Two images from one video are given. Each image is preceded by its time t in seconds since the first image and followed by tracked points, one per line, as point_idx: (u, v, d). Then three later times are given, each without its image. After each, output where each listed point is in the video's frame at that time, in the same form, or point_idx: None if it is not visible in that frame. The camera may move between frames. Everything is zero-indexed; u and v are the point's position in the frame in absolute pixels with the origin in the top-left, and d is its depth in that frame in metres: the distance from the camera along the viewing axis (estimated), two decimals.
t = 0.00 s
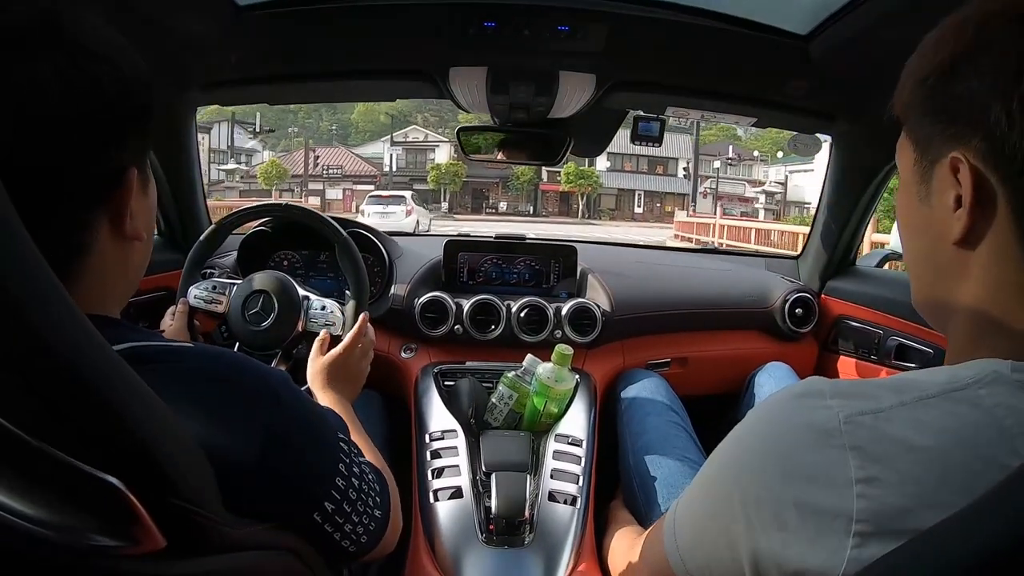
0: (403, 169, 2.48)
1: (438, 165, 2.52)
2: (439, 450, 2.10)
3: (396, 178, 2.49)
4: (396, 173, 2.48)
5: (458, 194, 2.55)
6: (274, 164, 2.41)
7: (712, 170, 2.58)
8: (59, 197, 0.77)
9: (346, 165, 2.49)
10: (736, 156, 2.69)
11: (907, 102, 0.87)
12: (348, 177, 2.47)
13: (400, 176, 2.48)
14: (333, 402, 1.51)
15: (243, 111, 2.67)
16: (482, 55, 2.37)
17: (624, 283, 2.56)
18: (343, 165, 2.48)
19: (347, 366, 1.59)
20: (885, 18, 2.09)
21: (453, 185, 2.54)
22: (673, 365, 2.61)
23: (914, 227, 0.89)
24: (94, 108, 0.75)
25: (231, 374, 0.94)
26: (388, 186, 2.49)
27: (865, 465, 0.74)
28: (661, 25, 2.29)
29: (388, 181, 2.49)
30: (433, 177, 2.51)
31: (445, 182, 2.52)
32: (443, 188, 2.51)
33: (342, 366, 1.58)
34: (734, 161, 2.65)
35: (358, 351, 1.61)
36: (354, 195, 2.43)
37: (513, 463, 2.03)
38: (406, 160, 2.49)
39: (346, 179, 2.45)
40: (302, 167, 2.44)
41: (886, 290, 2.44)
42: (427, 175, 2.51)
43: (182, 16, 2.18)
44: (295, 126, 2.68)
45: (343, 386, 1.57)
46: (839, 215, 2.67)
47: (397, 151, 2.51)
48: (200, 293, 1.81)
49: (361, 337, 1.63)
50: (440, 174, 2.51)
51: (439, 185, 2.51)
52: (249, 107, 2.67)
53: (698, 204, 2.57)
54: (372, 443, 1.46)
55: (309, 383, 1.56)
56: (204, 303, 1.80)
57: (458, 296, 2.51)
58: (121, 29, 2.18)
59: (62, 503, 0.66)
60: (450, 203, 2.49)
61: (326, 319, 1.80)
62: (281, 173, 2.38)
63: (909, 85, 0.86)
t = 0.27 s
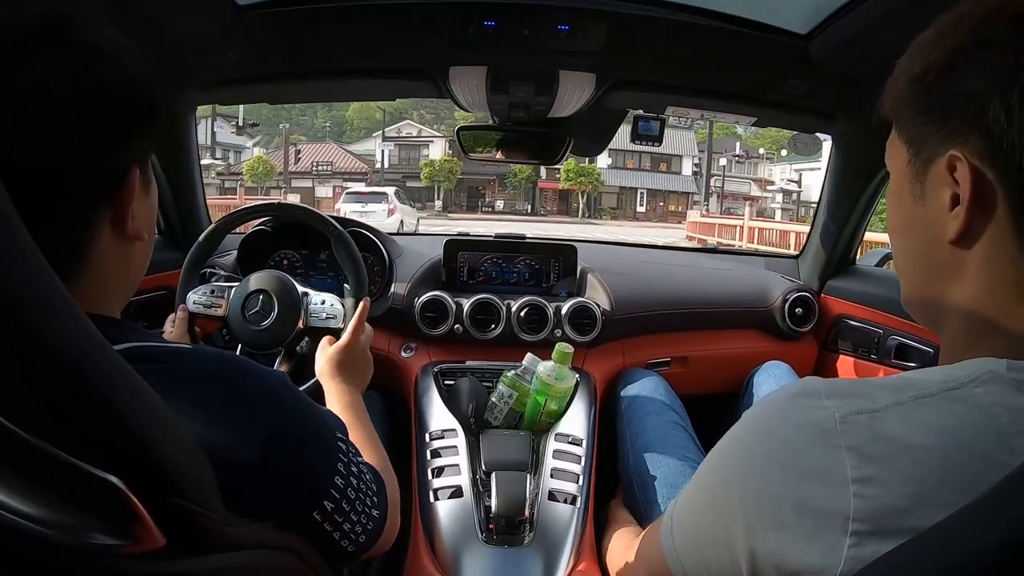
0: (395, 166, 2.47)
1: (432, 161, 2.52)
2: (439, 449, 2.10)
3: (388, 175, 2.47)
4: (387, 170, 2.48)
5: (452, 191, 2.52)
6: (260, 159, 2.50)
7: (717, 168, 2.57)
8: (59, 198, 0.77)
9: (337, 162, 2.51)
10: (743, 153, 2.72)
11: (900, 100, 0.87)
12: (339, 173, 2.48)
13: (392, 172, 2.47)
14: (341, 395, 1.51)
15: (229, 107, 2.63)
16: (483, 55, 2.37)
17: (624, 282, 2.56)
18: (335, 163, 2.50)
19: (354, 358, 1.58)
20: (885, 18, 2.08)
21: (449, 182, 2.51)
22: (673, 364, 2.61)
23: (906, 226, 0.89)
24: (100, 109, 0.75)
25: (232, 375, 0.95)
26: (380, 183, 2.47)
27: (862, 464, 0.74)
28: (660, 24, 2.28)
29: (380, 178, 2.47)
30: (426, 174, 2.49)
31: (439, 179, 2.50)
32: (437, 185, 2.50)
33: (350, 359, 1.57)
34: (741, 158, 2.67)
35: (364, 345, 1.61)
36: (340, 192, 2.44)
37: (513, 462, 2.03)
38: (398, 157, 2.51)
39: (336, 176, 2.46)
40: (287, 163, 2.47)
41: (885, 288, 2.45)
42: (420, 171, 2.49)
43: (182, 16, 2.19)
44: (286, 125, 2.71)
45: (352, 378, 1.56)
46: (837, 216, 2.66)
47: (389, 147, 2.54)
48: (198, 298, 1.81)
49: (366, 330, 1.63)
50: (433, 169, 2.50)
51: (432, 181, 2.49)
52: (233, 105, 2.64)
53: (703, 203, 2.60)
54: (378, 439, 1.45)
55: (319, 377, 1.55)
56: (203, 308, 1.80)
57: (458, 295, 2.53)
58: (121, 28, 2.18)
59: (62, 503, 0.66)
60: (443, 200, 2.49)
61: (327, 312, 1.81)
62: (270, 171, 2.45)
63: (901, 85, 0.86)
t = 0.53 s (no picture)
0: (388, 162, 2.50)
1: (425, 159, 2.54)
2: (437, 447, 2.09)
3: (381, 172, 2.49)
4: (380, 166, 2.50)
5: (448, 190, 2.54)
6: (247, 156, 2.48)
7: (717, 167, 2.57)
8: (57, 196, 0.77)
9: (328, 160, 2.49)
10: (751, 151, 2.72)
11: (905, 95, 0.87)
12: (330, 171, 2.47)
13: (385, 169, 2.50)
14: (343, 385, 1.51)
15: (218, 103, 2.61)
16: (481, 53, 2.37)
17: (622, 279, 2.56)
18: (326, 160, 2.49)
19: (355, 349, 1.58)
20: (883, 17, 2.09)
21: (443, 180, 2.53)
22: (670, 361, 2.61)
23: (908, 223, 0.89)
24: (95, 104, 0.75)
25: (228, 372, 0.94)
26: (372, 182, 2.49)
27: (868, 457, 0.74)
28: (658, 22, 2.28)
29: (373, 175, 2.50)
30: (420, 171, 2.52)
31: (433, 177, 2.53)
32: (432, 183, 2.53)
33: (351, 349, 1.57)
34: (749, 156, 2.68)
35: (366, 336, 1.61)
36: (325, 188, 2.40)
37: (511, 460, 2.04)
38: (392, 155, 2.53)
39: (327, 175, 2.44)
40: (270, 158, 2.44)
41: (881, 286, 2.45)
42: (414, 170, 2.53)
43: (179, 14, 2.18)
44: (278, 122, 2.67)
45: (353, 369, 1.56)
46: (836, 213, 2.66)
47: (381, 144, 2.55)
48: (194, 302, 1.80)
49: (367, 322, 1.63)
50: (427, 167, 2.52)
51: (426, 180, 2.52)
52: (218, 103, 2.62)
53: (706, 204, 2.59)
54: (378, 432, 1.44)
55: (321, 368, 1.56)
56: (200, 311, 1.79)
57: (456, 293, 2.55)
58: (119, 26, 2.17)
59: (61, 502, 0.66)
60: (439, 199, 2.51)
61: (328, 303, 1.83)
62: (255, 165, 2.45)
63: (907, 81, 0.86)
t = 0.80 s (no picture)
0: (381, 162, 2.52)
1: (421, 157, 2.57)
2: (436, 448, 2.09)
3: (375, 171, 2.51)
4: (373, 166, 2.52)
5: (445, 189, 2.58)
6: (236, 155, 2.54)
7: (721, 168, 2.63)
8: (55, 195, 0.77)
9: (320, 159, 2.52)
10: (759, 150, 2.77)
11: (899, 98, 0.86)
12: (322, 170, 2.49)
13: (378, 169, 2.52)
14: (342, 387, 1.51)
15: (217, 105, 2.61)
16: (479, 55, 2.37)
17: (621, 281, 2.56)
18: (318, 160, 2.51)
19: (353, 351, 1.58)
20: (880, 18, 2.09)
21: (439, 179, 2.58)
22: (669, 363, 2.61)
23: (903, 226, 0.89)
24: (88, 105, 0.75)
25: (225, 373, 0.94)
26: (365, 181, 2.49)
27: (864, 457, 0.74)
28: (656, 24, 2.28)
29: (367, 174, 2.51)
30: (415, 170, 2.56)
31: (429, 176, 2.57)
32: (428, 182, 2.57)
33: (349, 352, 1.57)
34: (755, 156, 2.73)
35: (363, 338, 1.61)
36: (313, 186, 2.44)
37: (510, 462, 2.03)
38: (387, 154, 2.55)
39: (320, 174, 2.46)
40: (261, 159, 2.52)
41: (879, 287, 2.46)
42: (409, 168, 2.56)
43: (178, 16, 2.18)
44: (271, 120, 2.70)
45: (351, 371, 1.56)
46: (835, 215, 2.67)
47: (376, 142, 2.58)
48: (194, 303, 1.78)
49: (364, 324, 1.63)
50: (423, 166, 2.55)
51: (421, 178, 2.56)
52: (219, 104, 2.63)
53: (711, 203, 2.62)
54: (376, 433, 1.44)
55: (319, 372, 1.56)
56: (198, 312, 1.78)
57: (454, 294, 2.54)
58: (117, 28, 2.17)
59: (59, 503, 0.65)
60: (435, 200, 2.55)
61: (325, 307, 1.83)
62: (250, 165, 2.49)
63: (901, 84, 0.86)
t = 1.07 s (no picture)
0: (378, 160, 2.55)
1: (418, 155, 2.55)
2: (436, 448, 2.09)
3: (371, 170, 2.55)
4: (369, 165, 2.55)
5: (444, 189, 2.55)
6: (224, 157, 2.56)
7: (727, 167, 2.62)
8: (53, 194, 0.77)
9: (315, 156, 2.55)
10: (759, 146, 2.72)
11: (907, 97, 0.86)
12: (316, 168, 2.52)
13: (374, 168, 2.55)
14: (345, 377, 1.51)
15: (217, 105, 2.61)
16: (479, 55, 2.37)
17: (622, 280, 2.56)
18: (313, 157, 2.54)
19: (354, 342, 1.58)
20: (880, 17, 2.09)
21: (438, 179, 2.54)
22: (670, 362, 2.61)
23: (903, 225, 0.89)
24: (82, 98, 0.75)
25: (223, 375, 0.93)
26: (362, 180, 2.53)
27: (865, 455, 0.74)
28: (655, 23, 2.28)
29: (363, 173, 2.54)
30: (413, 168, 2.55)
31: (428, 176, 2.54)
32: (427, 181, 2.55)
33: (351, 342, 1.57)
34: (756, 153, 2.69)
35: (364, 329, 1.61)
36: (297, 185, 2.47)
37: (509, 461, 2.04)
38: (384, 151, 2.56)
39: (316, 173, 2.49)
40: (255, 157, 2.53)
41: (880, 288, 2.45)
42: (406, 166, 2.56)
43: (177, 15, 2.18)
44: (269, 117, 2.68)
45: (353, 362, 1.56)
46: (835, 215, 2.67)
47: (373, 139, 2.59)
48: (194, 310, 1.78)
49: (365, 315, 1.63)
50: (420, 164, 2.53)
51: (418, 177, 2.55)
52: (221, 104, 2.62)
53: (717, 203, 2.66)
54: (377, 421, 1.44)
55: (323, 358, 1.57)
56: (198, 319, 1.77)
57: (455, 293, 2.54)
58: (116, 27, 2.17)
59: (60, 504, 0.65)
60: (434, 200, 2.55)
61: (325, 298, 1.84)
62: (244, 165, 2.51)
63: (907, 82, 0.85)
